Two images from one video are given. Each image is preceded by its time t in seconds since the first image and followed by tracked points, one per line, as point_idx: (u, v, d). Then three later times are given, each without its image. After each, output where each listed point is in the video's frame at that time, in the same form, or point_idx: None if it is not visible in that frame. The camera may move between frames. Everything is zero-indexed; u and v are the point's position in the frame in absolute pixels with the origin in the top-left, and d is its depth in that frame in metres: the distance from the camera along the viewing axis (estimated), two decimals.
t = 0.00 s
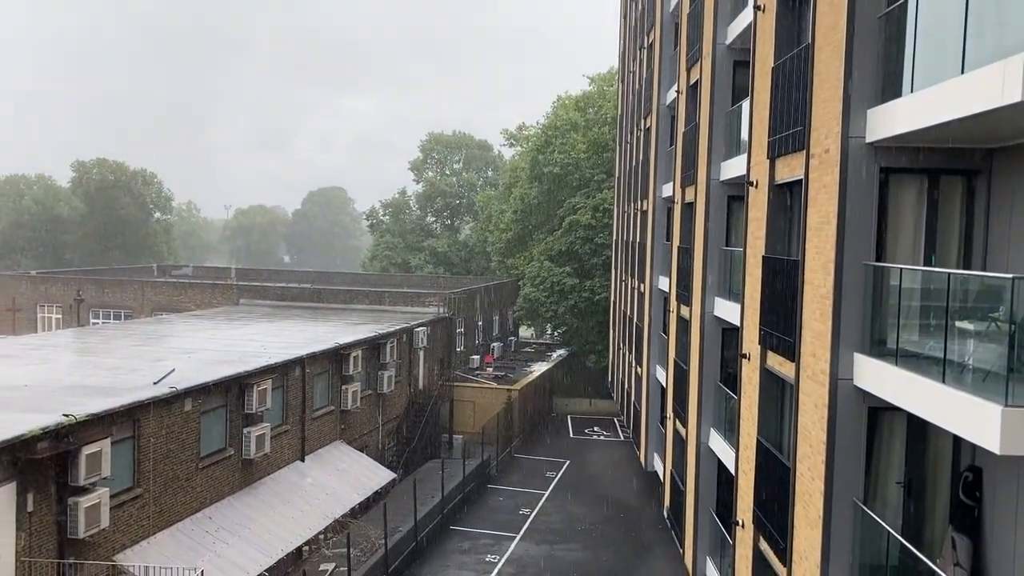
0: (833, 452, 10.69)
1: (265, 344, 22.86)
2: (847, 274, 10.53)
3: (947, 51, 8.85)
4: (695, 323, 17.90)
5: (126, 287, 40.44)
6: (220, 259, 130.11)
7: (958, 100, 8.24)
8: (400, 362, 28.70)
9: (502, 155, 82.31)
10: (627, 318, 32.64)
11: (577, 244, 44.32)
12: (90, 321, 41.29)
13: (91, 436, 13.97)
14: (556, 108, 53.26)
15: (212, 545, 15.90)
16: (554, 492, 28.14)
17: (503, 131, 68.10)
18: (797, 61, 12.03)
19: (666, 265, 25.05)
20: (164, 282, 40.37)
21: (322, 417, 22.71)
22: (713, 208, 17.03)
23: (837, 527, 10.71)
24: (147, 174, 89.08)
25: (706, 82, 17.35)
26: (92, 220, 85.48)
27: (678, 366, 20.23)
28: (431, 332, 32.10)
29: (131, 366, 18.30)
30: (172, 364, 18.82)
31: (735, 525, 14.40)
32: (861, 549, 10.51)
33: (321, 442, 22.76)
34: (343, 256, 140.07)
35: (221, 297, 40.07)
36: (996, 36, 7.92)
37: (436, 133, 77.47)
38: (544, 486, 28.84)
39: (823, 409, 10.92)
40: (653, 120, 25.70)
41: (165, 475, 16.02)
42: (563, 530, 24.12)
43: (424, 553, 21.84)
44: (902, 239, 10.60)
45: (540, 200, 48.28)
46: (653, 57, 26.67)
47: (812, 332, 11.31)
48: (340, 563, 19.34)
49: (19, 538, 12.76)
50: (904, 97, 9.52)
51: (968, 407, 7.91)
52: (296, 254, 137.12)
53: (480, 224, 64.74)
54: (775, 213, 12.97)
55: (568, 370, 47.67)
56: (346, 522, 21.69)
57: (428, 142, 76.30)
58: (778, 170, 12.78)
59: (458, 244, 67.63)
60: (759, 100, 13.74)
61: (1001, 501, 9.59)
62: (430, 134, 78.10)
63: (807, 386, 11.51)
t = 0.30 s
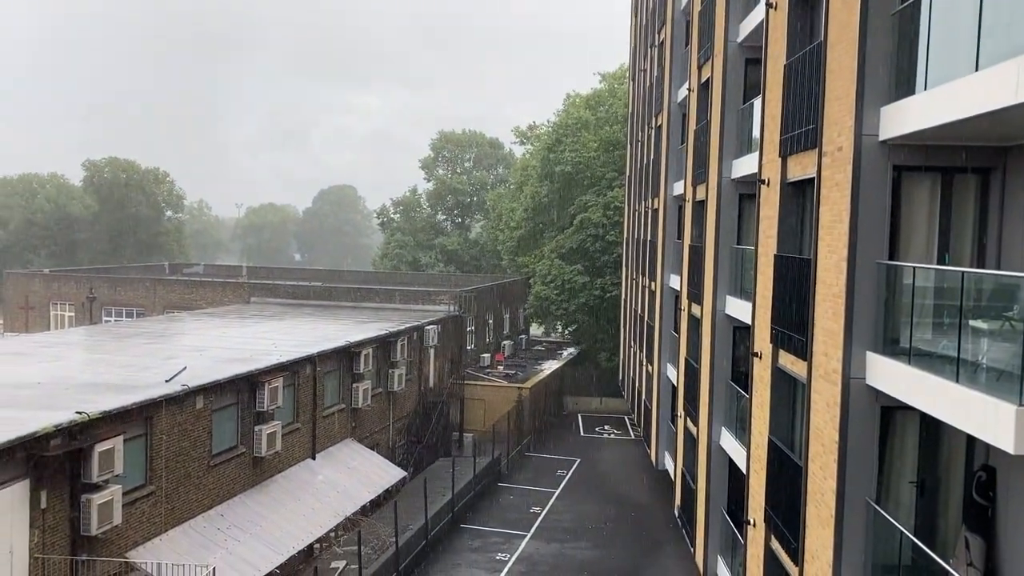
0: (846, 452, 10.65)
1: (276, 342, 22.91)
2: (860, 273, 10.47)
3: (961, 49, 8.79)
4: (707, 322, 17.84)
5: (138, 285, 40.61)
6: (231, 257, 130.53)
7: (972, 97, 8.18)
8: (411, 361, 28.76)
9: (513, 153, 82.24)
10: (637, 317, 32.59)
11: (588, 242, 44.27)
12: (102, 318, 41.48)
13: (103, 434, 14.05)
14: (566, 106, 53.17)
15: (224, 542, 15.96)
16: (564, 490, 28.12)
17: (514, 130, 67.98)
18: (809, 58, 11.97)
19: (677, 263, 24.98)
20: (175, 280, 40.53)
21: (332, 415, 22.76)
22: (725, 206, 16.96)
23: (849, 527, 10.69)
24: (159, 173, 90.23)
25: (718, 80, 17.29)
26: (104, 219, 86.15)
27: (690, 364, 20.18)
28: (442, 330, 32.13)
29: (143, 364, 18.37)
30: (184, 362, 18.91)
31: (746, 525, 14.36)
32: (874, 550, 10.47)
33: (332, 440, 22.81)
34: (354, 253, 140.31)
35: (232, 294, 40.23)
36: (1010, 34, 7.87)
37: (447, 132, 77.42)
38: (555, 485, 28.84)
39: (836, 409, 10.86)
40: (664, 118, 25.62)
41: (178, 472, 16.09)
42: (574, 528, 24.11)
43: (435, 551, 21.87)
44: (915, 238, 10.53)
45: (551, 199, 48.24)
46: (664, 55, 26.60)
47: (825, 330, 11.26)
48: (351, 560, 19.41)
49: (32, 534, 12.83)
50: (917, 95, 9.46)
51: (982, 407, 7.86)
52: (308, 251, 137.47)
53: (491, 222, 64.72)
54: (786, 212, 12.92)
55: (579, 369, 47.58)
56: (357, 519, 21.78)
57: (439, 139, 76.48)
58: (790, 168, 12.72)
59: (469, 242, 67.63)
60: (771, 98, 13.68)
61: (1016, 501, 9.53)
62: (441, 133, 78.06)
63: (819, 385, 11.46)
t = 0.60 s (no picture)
0: (863, 453, 10.59)
1: (292, 342, 22.98)
2: (877, 273, 10.40)
3: (980, 48, 8.72)
4: (722, 323, 17.78)
5: (155, 285, 40.92)
6: (247, 257, 131.16)
7: (991, 97, 8.11)
8: (426, 361, 28.79)
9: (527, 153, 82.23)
10: (653, 317, 32.49)
11: (602, 242, 44.17)
12: (120, 318, 41.78)
13: (122, 433, 14.16)
14: (581, 106, 53.10)
15: (241, 541, 16.03)
16: (579, 491, 28.09)
17: (529, 130, 67.90)
18: (827, 58, 11.90)
19: (693, 263, 24.88)
20: (192, 280, 40.80)
21: (348, 415, 22.82)
22: (742, 206, 16.88)
23: (866, 528, 10.62)
24: (177, 174, 90.85)
25: (734, 80, 17.20)
26: (122, 219, 86.82)
27: (706, 365, 20.12)
28: (456, 330, 32.16)
29: (160, 363, 18.49)
30: (201, 361, 19.02)
31: (762, 526, 14.31)
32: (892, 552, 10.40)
33: (347, 440, 22.86)
34: (369, 254, 140.65)
35: (249, 295, 40.29)
36: None
37: (461, 132, 77.33)
38: (570, 485, 28.80)
39: (853, 409, 10.80)
40: (680, 117, 25.52)
41: (194, 471, 16.17)
42: (588, 529, 24.07)
43: (450, 551, 21.89)
44: (934, 237, 10.46)
45: (566, 199, 48.16)
46: (680, 55, 26.51)
47: (842, 331, 11.20)
48: (367, 559, 19.45)
49: (51, 532, 12.94)
50: (936, 94, 9.39)
51: (1001, 408, 7.80)
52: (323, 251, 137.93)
53: (506, 222, 64.69)
54: (803, 212, 12.86)
55: (594, 369, 47.46)
56: (371, 519, 21.82)
57: (454, 140, 76.39)
58: (807, 168, 12.67)
59: (484, 243, 67.60)
60: (788, 98, 13.63)
61: None
62: (456, 133, 78.05)
63: (836, 386, 11.41)
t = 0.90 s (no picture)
0: (884, 457, 10.52)
1: (311, 344, 23.09)
2: (898, 277, 10.33)
3: (1003, 49, 8.64)
4: (741, 326, 17.72)
5: (176, 287, 41.24)
6: (266, 260, 131.96)
7: (1015, 99, 8.05)
8: (444, 363, 28.86)
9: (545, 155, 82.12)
10: (671, 320, 32.42)
11: (620, 244, 44.11)
12: (141, 320, 42.14)
13: (143, 434, 14.26)
14: (599, 108, 53.03)
15: (260, 542, 16.11)
16: (597, 494, 28.04)
17: (547, 132, 67.86)
18: (847, 60, 11.84)
19: (711, 265, 24.81)
20: (212, 282, 41.11)
21: (367, 416, 22.90)
22: (760, 208, 16.82)
23: (888, 533, 10.55)
24: (196, 177, 91.03)
25: (753, 81, 17.14)
26: (142, 223, 87.08)
27: (724, 368, 20.06)
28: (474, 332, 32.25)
29: (181, 365, 18.63)
30: (221, 363, 19.15)
31: (782, 530, 14.24)
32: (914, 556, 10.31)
33: (366, 441, 22.94)
34: (387, 256, 141.22)
35: (268, 298, 40.19)
36: None
37: (478, 135, 77.13)
38: (588, 488, 28.78)
39: (874, 413, 10.74)
40: (699, 119, 25.47)
41: (215, 472, 16.27)
42: (606, 532, 24.03)
43: (468, 553, 21.93)
44: (956, 240, 10.38)
45: (584, 201, 48.15)
46: (698, 57, 26.46)
47: (862, 334, 11.15)
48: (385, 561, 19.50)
49: (73, 532, 13.04)
50: (958, 96, 9.32)
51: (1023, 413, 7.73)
52: (341, 254, 138.28)
53: (524, 225, 64.74)
54: (823, 214, 12.81)
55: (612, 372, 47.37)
56: (390, 520, 21.89)
57: (471, 144, 76.25)
58: (827, 170, 12.62)
59: (501, 245, 67.65)
60: (807, 100, 13.57)
61: None
62: (473, 136, 77.94)
63: (856, 389, 11.35)
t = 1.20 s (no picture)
0: (909, 463, 10.41)
1: (333, 347, 23.18)
2: (923, 281, 10.23)
3: None
4: (764, 330, 17.62)
5: (198, 291, 41.57)
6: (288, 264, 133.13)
7: None
8: (464, 366, 28.91)
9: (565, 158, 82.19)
10: (693, 323, 32.30)
11: (641, 248, 44.07)
12: (165, 324, 42.54)
13: (167, 437, 14.37)
14: (619, 111, 52.89)
15: (281, 545, 16.17)
16: (618, 498, 27.96)
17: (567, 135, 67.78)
18: (870, 63, 11.76)
19: (733, 269, 24.68)
20: (234, 286, 41.41)
21: (387, 420, 22.95)
22: (784, 212, 16.72)
23: (914, 540, 10.42)
24: (220, 183, 91.79)
25: (775, 85, 17.07)
26: (166, 227, 88.63)
27: (747, 372, 19.95)
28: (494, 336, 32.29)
29: (204, 368, 18.77)
30: (244, 366, 19.27)
31: (806, 536, 14.13)
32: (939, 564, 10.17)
33: (387, 444, 22.99)
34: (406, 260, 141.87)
35: (292, 303, 39.57)
36: None
37: (499, 139, 77.25)
38: (608, 493, 28.70)
39: (899, 418, 10.63)
40: (720, 122, 25.35)
41: (237, 474, 16.36)
42: (627, 537, 23.95)
43: (488, 557, 21.91)
44: (982, 244, 10.25)
45: (605, 204, 48.15)
46: (720, 60, 26.35)
47: (887, 338, 11.05)
48: (406, 564, 19.52)
49: (98, 534, 13.16)
50: (985, 98, 9.21)
51: None
52: (362, 258, 139.94)
53: (544, 228, 64.78)
54: (847, 218, 12.71)
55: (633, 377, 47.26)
56: (411, 523, 21.92)
57: (492, 148, 76.37)
58: (850, 174, 12.53)
59: (521, 249, 67.76)
60: (830, 103, 13.49)
61: None
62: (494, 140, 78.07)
63: (881, 394, 11.25)
